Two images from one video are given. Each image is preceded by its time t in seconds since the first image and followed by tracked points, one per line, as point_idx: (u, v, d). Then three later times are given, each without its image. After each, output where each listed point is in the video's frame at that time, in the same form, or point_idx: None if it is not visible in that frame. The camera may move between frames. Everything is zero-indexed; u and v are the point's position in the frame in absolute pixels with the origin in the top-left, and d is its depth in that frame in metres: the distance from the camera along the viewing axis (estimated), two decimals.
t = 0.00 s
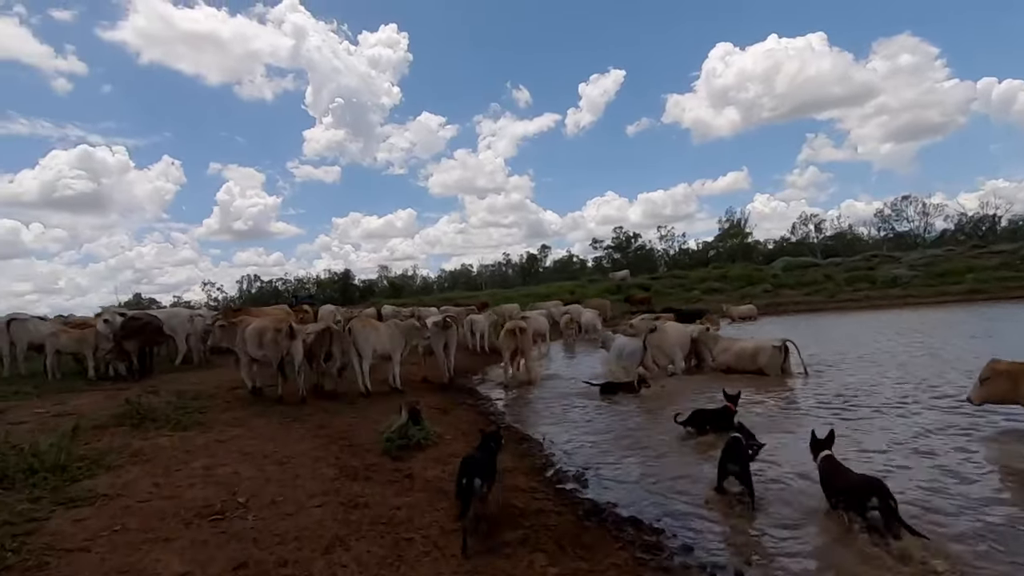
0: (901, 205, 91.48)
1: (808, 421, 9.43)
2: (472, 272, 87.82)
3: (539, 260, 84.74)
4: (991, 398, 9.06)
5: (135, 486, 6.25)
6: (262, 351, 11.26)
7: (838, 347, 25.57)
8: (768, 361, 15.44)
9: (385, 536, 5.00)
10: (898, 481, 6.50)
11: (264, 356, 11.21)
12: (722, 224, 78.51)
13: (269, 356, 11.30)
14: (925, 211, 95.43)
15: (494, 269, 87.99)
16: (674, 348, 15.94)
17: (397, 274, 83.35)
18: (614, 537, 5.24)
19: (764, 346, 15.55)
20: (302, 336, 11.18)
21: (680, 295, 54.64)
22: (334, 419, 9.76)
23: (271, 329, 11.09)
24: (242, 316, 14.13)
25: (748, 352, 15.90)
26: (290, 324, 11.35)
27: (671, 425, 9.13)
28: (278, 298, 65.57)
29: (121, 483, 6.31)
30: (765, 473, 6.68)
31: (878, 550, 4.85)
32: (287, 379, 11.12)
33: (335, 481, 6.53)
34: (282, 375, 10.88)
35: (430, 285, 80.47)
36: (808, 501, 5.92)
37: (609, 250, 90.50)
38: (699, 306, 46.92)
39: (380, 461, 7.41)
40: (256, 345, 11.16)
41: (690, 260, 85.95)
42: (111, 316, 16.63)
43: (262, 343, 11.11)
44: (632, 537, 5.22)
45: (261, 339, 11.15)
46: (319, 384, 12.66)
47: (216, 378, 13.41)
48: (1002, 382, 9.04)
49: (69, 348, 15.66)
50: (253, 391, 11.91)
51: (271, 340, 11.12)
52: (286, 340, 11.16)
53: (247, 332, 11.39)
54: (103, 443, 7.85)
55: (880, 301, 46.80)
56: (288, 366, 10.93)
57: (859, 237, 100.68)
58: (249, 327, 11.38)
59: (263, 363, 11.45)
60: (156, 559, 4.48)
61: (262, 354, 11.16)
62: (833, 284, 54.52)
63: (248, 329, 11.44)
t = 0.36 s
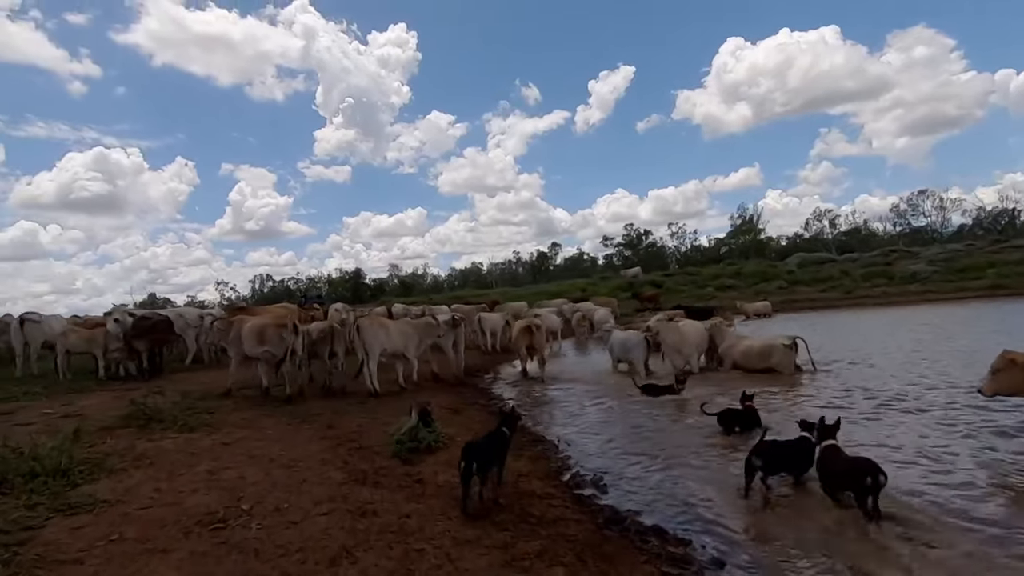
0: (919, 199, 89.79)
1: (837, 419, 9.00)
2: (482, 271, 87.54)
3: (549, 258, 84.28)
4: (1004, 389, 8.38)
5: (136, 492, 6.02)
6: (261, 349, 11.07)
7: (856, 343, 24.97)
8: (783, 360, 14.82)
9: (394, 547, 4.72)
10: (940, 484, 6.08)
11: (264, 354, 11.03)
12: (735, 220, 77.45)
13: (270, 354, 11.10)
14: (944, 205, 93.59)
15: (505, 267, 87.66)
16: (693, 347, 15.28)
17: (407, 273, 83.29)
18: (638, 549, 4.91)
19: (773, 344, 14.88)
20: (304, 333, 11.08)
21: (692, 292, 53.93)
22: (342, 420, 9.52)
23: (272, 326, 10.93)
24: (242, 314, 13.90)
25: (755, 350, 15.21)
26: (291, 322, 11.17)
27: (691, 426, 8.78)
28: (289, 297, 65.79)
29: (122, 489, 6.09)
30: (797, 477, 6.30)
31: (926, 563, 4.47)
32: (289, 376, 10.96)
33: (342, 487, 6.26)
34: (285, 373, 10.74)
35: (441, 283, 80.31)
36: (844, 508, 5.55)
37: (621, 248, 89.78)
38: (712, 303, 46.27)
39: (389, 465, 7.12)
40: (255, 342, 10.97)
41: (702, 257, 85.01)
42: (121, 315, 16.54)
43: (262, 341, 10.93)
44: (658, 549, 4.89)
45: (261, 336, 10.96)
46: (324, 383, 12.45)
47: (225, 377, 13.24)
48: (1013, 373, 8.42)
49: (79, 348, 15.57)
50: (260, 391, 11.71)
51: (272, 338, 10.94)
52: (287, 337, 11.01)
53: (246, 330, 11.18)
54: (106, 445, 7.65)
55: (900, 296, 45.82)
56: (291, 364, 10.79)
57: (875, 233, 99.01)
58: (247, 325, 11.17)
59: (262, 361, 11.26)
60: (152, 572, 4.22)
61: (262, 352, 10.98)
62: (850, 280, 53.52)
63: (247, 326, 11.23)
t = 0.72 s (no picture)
0: (930, 195, 88.69)
1: (856, 417, 8.75)
2: (490, 270, 87.47)
3: (556, 257, 84.03)
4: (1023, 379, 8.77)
5: (138, 496, 5.90)
6: (256, 349, 10.94)
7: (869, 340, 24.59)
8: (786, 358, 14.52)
9: (401, 555, 4.55)
10: (970, 485, 5.82)
11: (261, 354, 10.92)
12: (743, 217, 76.79)
13: (267, 355, 11.00)
14: (956, 200, 92.34)
15: (512, 266, 87.52)
16: (704, 345, 14.98)
17: (415, 273, 83.34)
18: (655, 557, 4.72)
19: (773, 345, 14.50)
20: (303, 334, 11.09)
21: (701, 289, 53.48)
22: (349, 421, 9.43)
23: (273, 326, 10.91)
24: (238, 314, 13.74)
25: (755, 349, 14.82)
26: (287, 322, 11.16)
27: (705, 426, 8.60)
28: (298, 297, 66.01)
29: (125, 493, 5.98)
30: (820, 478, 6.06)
31: (960, 571, 4.23)
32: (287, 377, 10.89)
33: (348, 490, 6.11)
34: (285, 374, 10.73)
35: (448, 283, 80.27)
36: (868, 511, 5.33)
37: (628, 246, 89.38)
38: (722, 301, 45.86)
39: (397, 468, 6.96)
40: (251, 343, 10.85)
41: (710, 255, 84.43)
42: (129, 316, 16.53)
43: (261, 341, 10.82)
44: (676, 557, 4.69)
45: (258, 337, 10.85)
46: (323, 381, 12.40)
47: (232, 378, 13.17)
48: None
49: (87, 349, 15.56)
50: (267, 392, 11.61)
51: (271, 338, 10.87)
52: (287, 338, 10.97)
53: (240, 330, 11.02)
54: (111, 448, 7.55)
55: (913, 293, 45.21)
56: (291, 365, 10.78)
57: (886, 229, 97.91)
58: (240, 325, 11.03)
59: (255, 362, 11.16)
60: None
61: (259, 352, 10.88)
62: (862, 277, 52.88)
63: (238, 326, 11.10)
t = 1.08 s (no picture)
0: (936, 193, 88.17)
1: (864, 415, 8.64)
2: (494, 270, 87.39)
3: (560, 256, 83.85)
4: None
5: (139, 498, 5.84)
6: (250, 349, 10.94)
7: (874, 339, 24.47)
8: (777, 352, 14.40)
9: (405, 558, 4.48)
10: (982, 483, 5.73)
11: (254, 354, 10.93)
12: (748, 215, 76.58)
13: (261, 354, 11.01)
14: (962, 198, 91.76)
15: (516, 266, 87.41)
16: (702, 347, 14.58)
17: (419, 273, 83.27)
18: (663, 561, 4.62)
19: (762, 339, 14.58)
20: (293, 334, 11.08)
21: (705, 288, 53.31)
22: (352, 421, 9.41)
23: (264, 326, 10.91)
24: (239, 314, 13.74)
25: (747, 345, 14.83)
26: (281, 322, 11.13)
27: (711, 425, 8.52)
28: (302, 297, 66.04)
29: (127, 495, 5.92)
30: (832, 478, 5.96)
31: (978, 573, 4.13)
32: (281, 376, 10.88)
33: (352, 492, 6.05)
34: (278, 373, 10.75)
35: (452, 283, 80.17)
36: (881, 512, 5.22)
37: (632, 245, 89.13)
38: (727, 300, 45.65)
39: (401, 469, 6.88)
40: (245, 343, 10.85)
41: (715, 254, 84.15)
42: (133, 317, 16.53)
43: (254, 341, 10.84)
44: (685, 560, 4.59)
45: (252, 337, 10.86)
46: (325, 380, 12.39)
47: (236, 379, 13.16)
48: None
49: (92, 350, 15.56)
50: (271, 392, 11.58)
51: (265, 338, 10.87)
52: (280, 338, 10.97)
53: (232, 330, 11.01)
54: (113, 450, 7.51)
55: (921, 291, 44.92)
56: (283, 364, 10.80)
57: (891, 227, 97.36)
58: (231, 326, 11.03)
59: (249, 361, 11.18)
60: None
61: (253, 352, 10.90)
62: (868, 275, 52.56)
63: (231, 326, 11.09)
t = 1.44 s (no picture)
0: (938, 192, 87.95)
1: (866, 415, 8.63)
2: (495, 270, 87.33)
3: (561, 256, 83.76)
4: None
5: (142, 498, 5.86)
6: (235, 350, 10.95)
7: (877, 338, 24.36)
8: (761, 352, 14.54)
9: (407, 559, 4.48)
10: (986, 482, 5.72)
11: (239, 354, 10.94)
12: (749, 215, 76.42)
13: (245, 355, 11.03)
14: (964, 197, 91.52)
15: (517, 266, 87.35)
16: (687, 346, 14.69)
17: (420, 273, 83.23)
18: (665, 561, 4.61)
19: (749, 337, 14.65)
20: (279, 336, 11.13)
21: (707, 288, 53.25)
22: (353, 421, 9.41)
23: (249, 326, 10.93)
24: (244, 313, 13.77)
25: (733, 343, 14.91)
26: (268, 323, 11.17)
27: (713, 425, 8.51)
28: (303, 297, 66.03)
29: (129, 495, 5.93)
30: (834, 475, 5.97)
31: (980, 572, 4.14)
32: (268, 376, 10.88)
33: (353, 492, 6.05)
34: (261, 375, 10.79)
35: (453, 283, 80.12)
36: (884, 511, 5.21)
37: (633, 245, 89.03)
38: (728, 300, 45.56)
39: (402, 469, 6.89)
40: (230, 343, 10.86)
41: (716, 254, 84.00)
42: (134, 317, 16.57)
43: (239, 342, 10.86)
44: (688, 560, 4.59)
45: (237, 338, 10.88)
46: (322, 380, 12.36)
47: (236, 379, 13.19)
48: None
49: (93, 350, 15.60)
50: (272, 392, 11.59)
51: (250, 339, 10.90)
52: (266, 338, 11.01)
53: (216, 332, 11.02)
54: (116, 450, 7.52)
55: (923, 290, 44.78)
56: (266, 366, 10.84)
57: (893, 226, 97.14)
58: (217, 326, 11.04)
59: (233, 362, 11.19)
60: None
61: (237, 353, 10.91)
62: (870, 274, 52.43)
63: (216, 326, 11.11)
